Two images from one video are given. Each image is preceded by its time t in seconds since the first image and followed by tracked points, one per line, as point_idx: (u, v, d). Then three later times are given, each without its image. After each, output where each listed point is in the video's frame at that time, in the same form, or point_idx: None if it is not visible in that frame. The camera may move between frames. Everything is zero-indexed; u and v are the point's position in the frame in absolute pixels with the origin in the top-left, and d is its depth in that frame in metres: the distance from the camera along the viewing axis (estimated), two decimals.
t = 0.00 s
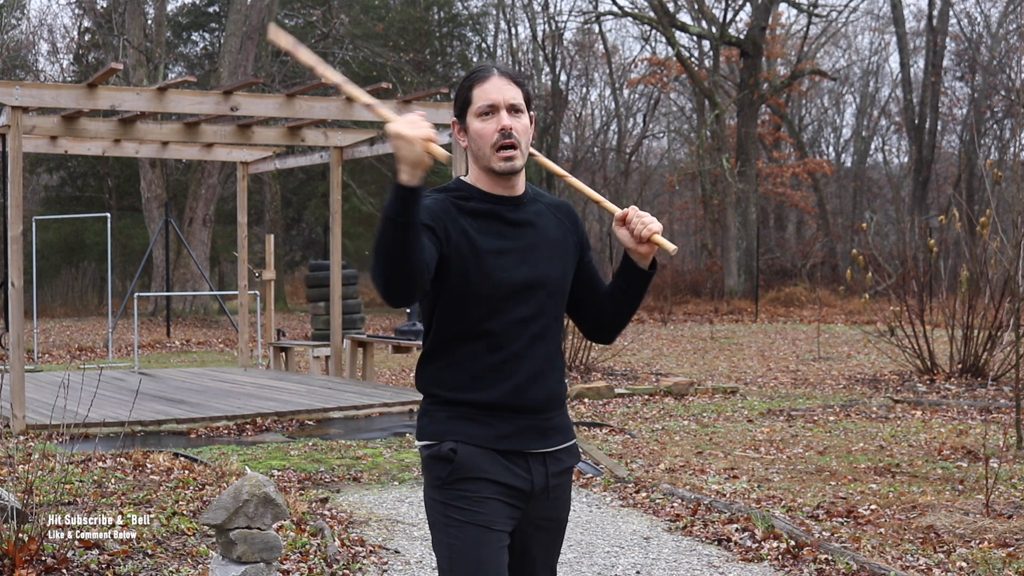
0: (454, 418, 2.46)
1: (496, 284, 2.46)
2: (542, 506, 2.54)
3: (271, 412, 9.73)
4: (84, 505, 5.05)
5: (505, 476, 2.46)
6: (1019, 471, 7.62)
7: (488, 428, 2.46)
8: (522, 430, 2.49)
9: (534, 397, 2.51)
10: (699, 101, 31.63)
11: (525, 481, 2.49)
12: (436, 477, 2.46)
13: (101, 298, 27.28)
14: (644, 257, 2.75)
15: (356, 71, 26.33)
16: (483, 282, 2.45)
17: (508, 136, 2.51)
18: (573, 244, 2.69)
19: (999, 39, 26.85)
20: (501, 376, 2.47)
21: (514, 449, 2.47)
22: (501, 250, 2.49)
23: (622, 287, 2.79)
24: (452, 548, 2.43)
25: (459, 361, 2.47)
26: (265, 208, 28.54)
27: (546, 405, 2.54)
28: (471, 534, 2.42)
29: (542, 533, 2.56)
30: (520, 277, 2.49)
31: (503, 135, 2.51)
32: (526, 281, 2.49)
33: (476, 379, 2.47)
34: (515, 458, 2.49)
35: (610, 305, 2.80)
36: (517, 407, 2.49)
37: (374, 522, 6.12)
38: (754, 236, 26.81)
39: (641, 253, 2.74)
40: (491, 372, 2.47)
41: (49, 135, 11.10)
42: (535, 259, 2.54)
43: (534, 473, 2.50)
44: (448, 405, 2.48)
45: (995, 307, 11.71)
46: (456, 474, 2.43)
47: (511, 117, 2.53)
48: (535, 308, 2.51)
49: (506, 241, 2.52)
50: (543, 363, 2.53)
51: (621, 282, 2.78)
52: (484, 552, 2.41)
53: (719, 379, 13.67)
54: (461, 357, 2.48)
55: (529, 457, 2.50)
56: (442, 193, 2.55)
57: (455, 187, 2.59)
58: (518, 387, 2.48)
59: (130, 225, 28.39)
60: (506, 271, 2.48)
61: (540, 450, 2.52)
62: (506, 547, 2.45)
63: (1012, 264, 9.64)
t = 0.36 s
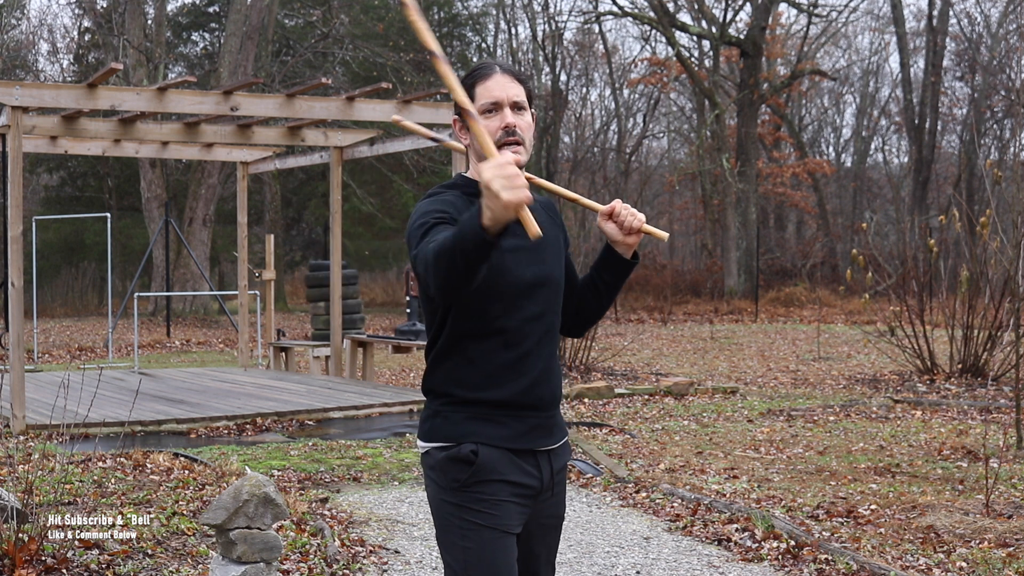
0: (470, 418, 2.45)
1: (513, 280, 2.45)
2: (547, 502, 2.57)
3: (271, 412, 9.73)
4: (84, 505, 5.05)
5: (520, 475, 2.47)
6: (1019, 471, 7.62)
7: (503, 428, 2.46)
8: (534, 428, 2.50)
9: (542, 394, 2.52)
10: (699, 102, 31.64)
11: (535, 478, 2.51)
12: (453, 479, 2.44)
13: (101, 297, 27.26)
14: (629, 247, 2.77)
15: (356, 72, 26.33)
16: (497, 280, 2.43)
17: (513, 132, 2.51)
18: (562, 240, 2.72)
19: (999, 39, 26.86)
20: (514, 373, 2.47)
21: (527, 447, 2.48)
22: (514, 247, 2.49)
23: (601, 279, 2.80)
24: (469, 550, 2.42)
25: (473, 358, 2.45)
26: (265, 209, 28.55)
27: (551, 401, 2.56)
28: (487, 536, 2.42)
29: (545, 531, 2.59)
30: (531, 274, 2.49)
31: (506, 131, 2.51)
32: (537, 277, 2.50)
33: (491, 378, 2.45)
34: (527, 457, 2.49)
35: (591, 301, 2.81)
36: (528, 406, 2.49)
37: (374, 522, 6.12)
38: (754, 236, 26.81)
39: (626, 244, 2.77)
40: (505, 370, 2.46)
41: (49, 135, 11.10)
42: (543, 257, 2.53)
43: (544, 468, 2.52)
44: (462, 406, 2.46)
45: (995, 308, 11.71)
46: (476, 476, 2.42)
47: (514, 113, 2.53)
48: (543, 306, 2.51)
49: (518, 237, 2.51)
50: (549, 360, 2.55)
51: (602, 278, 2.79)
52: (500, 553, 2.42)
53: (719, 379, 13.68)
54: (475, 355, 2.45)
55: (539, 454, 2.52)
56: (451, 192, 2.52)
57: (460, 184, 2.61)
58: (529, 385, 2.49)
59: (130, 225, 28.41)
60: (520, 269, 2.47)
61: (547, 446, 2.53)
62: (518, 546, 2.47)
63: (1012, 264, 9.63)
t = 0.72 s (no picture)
0: (473, 418, 2.44)
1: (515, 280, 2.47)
2: (548, 501, 2.56)
3: (271, 412, 9.73)
4: (84, 505, 5.05)
5: (522, 475, 2.46)
6: (1019, 471, 7.62)
7: (506, 426, 2.45)
8: (536, 428, 2.49)
9: (544, 393, 2.51)
10: (699, 102, 31.64)
11: (536, 477, 2.50)
12: (456, 479, 2.44)
13: (101, 297, 27.24)
14: (622, 246, 2.75)
15: (356, 71, 26.33)
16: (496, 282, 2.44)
17: (514, 134, 2.52)
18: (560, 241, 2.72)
19: (999, 39, 26.88)
20: (516, 372, 2.47)
21: (527, 447, 2.47)
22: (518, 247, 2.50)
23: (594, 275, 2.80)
24: (471, 549, 2.43)
25: (475, 356, 2.45)
26: (265, 208, 28.56)
27: (553, 400, 2.55)
28: (489, 536, 2.42)
29: (546, 529, 2.59)
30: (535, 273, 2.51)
31: (510, 133, 2.52)
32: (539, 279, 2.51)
33: (493, 377, 2.45)
34: (529, 456, 2.49)
35: (586, 299, 2.83)
36: (530, 405, 2.49)
37: (374, 522, 6.11)
38: (754, 236, 26.81)
39: (620, 242, 2.74)
40: (507, 369, 2.46)
41: (49, 135, 11.10)
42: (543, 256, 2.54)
43: (545, 468, 2.52)
44: (465, 405, 2.46)
45: (995, 308, 11.71)
46: (479, 476, 2.42)
47: (517, 115, 2.53)
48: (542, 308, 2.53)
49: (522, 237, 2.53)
50: (550, 361, 2.54)
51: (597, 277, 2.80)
52: (503, 553, 2.42)
53: (719, 379, 13.68)
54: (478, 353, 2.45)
55: (541, 454, 2.51)
56: (459, 188, 2.53)
57: (460, 183, 2.57)
58: (532, 384, 2.48)
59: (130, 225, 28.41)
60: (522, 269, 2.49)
61: (548, 446, 2.53)
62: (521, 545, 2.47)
63: (1011, 264, 9.63)
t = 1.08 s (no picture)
0: (466, 418, 2.45)
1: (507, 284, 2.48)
2: (545, 503, 2.56)
3: (271, 412, 9.73)
4: (84, 505, 5.05)
5: (514, 475, 2.46)
6: (1019, 471, 7.62)
7: (499, 427, 2.45)
8: (531, 429, 2.49)
9: (541, 394, 2.51)
10: (699, 102, 31.63)
11: (532, 479, 2.50)
12: (448, 478, 2.45)
13: (101, 297, 27.24)
14: (631, 244, 2.72)
15: (355, 71, 26.33)
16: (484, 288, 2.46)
17: (512, 136, 2.51)
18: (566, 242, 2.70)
19: (999, 39, 26.88)
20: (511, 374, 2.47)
21: (522, 448, 2.47)
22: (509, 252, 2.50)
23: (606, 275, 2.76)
24: (464, 548, 2.44)
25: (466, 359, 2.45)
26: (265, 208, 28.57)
27: (551, 402, 2.54)
28: (482, 534, 2.42)
29: (545, 530, 2.59)
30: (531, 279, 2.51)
31: (506, 134, 2.50)
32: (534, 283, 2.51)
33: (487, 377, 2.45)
34: (524, 457, 2.49)
35: (597, 299, 2.78)
36: (526, 406, 2.48)
37: (374, 522, 6.12)
38: (754, 236, 26.80)
39: (628, 240, 2.71)
40: (501, 370, 2.46)
41: (49, 135, 11.10)
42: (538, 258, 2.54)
43: (541, 470, 2.51)
44: (458, 405, 2.46)
45: (995, 308, 11.71)
46: (470, 475, 2.42)
47: (515, 116, 2.52)
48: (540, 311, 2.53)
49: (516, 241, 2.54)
50: (548, 362, 2.54)
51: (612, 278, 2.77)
52: (496, 553, 2.42)
53: (719, 379, 13.67)
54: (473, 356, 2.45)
55: (536, 455, 2.51)
56: (455, 191, 2.53)
57: (460, 187, 2.57)
58: (526, 386, 2.48)
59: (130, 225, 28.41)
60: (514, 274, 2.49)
61: (545, 447, 2.52)
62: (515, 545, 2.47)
63: (1011, 264, 9.62)
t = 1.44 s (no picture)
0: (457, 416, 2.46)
1: (498, 286, 2.48)
2: (542, 507, 2.55)
3: (271, 412, 9.73)
4: (84, 505, 5.05)
5: (505, 475, 2.46)
6: (1019, 471, 7.62)
7: (490, 427, 2.46)
8: (523, 430, 2.49)
9: (538, 396, 2.51)
10: (699, 102, 31.64)
11: (527, 482, 2.49)
12: (437, 477, 2.45)
13: (101, 297, 27.24)
14: (649, 233, 2.58)
15: (356, 72, 26.33)
16: (472, 292, 2.47)
17: (505, 140, 2.50)
18: (575, 241, 2.68)
19: (999, 39, 26.90)
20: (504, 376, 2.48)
21: (514, 449, 2.47)
22: (502, 255, 2.50)
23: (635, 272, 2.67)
24: (453, 547, 2.43)
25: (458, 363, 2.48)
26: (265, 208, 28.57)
27: (549, 405, 2.54)
28: (475, 532, 2.42)
29: (543, 533, 2.57)
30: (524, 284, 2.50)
31: (499, 138, 2.50)
32: (529, 284, 2.51)
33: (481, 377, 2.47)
34: (516, 458, 2.48)
35: (622, 296, 2.69)
36: (518, 407, 2.49)
37: (374, 522, 6.12)
38: (754, 237, 26.80)
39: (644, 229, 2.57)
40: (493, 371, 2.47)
41: (49, 135, 11.10)
42: (535, 260, 2.54)
43: (535, 473, 2.50)
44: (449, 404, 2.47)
45: (995, 308, 11.71)
46: (458, 472, 2.42)
47: (508, 120, 2.51)
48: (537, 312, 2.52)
49: (511, 244, 2.53)
50: (546, 364, 2.54)
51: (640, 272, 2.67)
52: (487, 552, 2.41)
53: (719, 379, 13.67)
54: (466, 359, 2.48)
55: (530, 456, 2.50)
56: (446, 194, 2.54)
57: (455, 189, 2.56)
58: (520, 388, 2.49)
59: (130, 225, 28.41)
60: (508, 276, 2.49)
61: (541, 451, 2.52)
62: (508, 546, 2.46)
63: (1012, 263, 9.62)
